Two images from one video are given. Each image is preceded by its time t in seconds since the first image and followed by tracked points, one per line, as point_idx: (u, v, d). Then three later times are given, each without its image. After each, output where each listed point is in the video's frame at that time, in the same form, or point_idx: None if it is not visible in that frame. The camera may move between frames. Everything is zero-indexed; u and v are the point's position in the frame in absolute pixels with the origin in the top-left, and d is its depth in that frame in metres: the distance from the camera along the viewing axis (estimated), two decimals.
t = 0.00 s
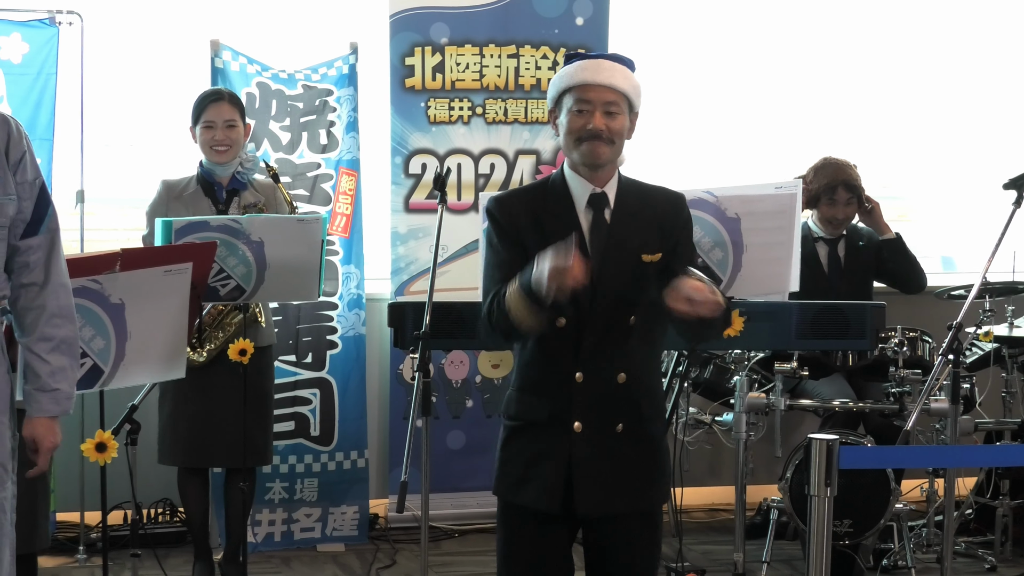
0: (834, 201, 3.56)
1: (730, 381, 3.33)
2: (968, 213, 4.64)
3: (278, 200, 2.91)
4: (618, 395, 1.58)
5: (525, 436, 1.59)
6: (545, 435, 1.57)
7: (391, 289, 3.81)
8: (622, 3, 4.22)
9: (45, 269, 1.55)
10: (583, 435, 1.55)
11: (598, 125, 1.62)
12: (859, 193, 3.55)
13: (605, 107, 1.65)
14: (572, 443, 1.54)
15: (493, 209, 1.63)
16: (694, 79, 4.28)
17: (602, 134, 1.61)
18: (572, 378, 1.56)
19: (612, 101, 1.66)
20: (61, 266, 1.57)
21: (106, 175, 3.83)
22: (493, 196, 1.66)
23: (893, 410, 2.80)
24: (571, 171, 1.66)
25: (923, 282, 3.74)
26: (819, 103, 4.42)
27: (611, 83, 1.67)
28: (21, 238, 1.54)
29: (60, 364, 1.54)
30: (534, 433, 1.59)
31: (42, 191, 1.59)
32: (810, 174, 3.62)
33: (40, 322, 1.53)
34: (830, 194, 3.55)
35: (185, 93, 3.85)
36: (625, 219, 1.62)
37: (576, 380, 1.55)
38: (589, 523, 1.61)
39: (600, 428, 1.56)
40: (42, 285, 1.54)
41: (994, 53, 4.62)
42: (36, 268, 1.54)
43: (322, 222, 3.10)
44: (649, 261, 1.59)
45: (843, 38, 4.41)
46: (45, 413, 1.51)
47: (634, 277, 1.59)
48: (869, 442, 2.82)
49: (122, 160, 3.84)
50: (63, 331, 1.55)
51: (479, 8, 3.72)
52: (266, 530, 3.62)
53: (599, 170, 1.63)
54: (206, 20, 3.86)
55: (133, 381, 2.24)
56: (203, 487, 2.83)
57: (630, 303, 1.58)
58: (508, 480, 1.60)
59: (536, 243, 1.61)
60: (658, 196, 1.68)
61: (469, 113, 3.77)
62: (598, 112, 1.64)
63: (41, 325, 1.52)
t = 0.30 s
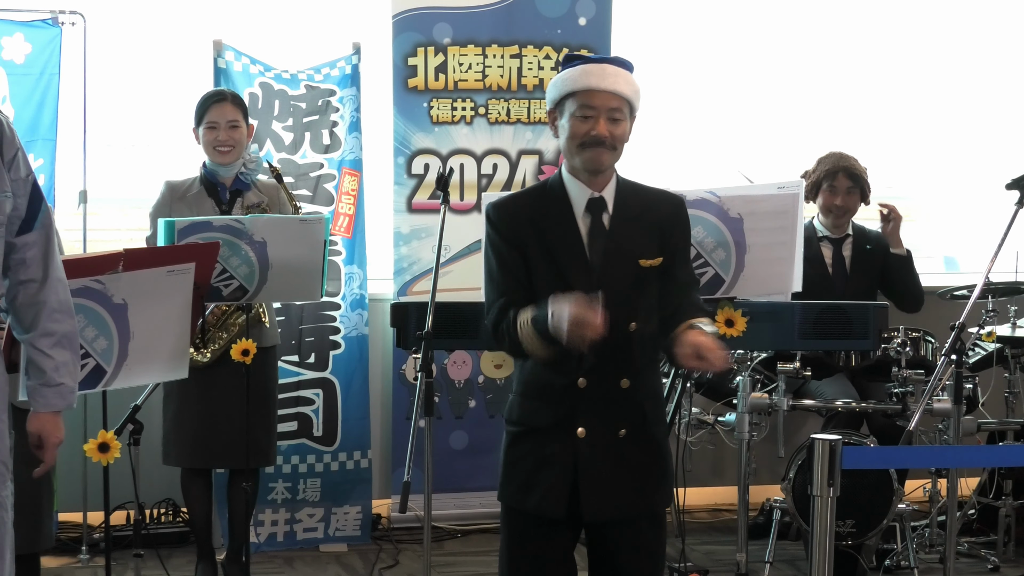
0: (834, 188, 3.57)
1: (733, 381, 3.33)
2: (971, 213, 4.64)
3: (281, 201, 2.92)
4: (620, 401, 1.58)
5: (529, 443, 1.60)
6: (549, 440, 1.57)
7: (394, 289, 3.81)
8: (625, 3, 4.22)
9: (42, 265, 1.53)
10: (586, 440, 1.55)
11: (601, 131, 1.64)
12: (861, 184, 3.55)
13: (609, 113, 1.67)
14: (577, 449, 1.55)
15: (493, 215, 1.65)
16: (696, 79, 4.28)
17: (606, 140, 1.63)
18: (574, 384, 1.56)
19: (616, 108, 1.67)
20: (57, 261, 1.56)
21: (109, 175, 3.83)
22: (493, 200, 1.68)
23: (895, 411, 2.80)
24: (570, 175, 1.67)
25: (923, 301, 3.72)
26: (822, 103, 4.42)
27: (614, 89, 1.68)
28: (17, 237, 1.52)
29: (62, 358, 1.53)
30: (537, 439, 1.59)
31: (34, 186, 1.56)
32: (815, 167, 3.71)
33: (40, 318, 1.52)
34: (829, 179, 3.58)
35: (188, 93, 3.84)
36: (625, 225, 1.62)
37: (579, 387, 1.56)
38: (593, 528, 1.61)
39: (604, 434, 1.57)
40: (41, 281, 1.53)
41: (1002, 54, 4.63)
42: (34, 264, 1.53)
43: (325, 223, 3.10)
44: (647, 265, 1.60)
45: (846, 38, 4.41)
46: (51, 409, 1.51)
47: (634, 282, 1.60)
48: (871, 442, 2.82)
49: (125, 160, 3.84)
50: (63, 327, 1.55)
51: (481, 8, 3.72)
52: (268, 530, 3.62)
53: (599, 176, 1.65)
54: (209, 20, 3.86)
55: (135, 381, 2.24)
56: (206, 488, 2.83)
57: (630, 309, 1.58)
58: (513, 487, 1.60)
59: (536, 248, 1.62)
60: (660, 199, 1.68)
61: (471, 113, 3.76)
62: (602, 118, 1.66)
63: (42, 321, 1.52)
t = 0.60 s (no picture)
0: (835, 179, 3.67)
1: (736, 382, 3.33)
2: (973, 214, 4.64)
3: (285, 200, 2.91)
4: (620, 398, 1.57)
5: (526, 440, 1.60)
6: (548, 438, 1.57)
7: (396, 289, 3.80)
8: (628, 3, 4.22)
9: (19, 261, 1.50)
10: (585, 438, 1.55)
11: (599, 133, 1.63)
12: (860, 172, 3.66)
13: (606, 113, 1.66)
14: (574, 446, 1.54)
15: (492, 213, 1.66)
16: (699, 79, 4.28)
17: (603, 141, 1.63)
18: (574, 381, 1.56)
19: (613, 107, 1.66)
20: (33, 256, 1.52)
21: (112, 175, 3.84)
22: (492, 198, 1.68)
23: (899, 411, 2.80)
24: (570, 174, 1.67)
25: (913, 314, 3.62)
26: (824, 103, 4.42)
27: (612, 89, 1.67)
28: None
29: (37, 356, 1.50)
30: (535, 437, 1.59)
31: (10, 182, 1.50)
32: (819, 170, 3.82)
33: (15, 314, 1.48)
34: (831, 171, 3.68)
35: (191, 93, 3.84)
36: (623, 223, 1.63)
37: (578, 383, 1.56)
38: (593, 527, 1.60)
39: (603, 431, 1.56)
40: (17, 278, 1.49)
41: (1004, 54, 4.62)
42: (11, 260, 1.49)
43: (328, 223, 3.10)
44: (646, 262, 1.61)
45: (848, 38, 4.41)
46: (23, 405, 1.47)
47: (633, 279, 1.61)
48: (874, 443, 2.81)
49: (128, 160, 3.84)
50: (39, 324, 1.51)
51: (485, 8, 3.72)
52: (271, 530, 3.61)
53: (599, 175, 1.65)
54: (212, 20, 3.86)
55: (138, 381, 2.24)
56: (209, 488, 2.83)
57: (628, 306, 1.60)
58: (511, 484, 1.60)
59: (534, 246, 1.62)
60: (658, 198, 1.69)
61: (474, 113, 3.77)
62: (599, 119, 1.65)
63: (17, 318, 1.48)
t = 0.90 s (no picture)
0: (844, 178, 3.69)
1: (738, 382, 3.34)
2: (975, 214, 4.64)
3: (286, 200, 2.92)
4: (619, 398, 1.57)
5: (526, 442, 1.60)
6: (547, 439, 1.57)
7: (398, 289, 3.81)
8: (629, 3, 4.22)
9: None
10: (586, 437, 1.55)
11: (594, 132, 1.63)
12: (872, 172, 3.68)
13: (601, 113, 1.65)
14: (575, 445, 1.55)
15: (488, 214, 1.65)
16: (701, 79, 4.28)
17: (599, 141, 1.62)
18: (574, 381, 1.56)
19: (608, 107, 1.66)
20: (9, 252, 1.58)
21: (114, 175, 3.84)
22: (488, 198, 1.68)
23: (900, 411, 2.81)
24: (567, 174, 1.67)
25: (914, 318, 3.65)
26: (826, 104, 4.42)
27: (607, 88, 1.67)
28: None
29: (18, 349, 1.57)
30: (535, 438, 1.59)
31: None
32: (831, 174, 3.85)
33: None
34: (841, 171, 3.72)
35: (193, 93, 3.84)
36: (620, 223, 1.64)
37: (578, 383, 1.55)
38: (596, 528, 1.60)
39: (603, 430, 1.56)
40: None
41: (1006, 54, 4.62)
42: None
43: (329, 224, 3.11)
44: (643, 262, 1.62)
45: (850, 38, 4.41)
46: (10, 399, 1.55)
47: (633, 280, 1.61)
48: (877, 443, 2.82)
49: (130, 160, 3.84)
50: (19, 318, 1.59)
51: (487, 8, 3.72)
52: (273, 530, 3.61)
53: (596, 175, 1.65)
54: (214, 20, 3.87)
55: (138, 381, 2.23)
56: (212, 488, 2.83)
57: (628, 305, 1.60)
58: (512, 486, 1.59)
59: (532, 247, 1.62)
60: (652, 200, 1.70)
61: (477, 113, 3.77)
62: (594, 119, 1.64)
63: None
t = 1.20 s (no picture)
0: (857, 183, 3.67)
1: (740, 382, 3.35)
2: (976, 214, 4.64)
3: (288, 200, 2.93)
4: (615, 394, 1.58)
5: (523, 439, 1.60)
6: (544, 434, 1.58)
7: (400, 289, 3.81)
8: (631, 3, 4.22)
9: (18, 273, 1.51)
10: (583, 432, 1.56)
11: (594, 133, 1.63)
12: (884, 178, 3.67)
13: (602, 114, 1.65)
14: (572, 440, 1.56)
15: (485, 212, 1.67)
16: (702, 79, 4.28)
17: (599, 142, 1.62)
18: (570, 376, 1.57)
19: (609, 108, 1.66)
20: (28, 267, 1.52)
21: (116, 175, 3.84)
22: (486, 196, 1.70)
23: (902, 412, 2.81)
24: (567, 174, 1.67)
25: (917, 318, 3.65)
26: (827, 103, 4.42)
27: (608, 89, 1.66)
28: None
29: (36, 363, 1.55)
30: (532, 434, 1.59)
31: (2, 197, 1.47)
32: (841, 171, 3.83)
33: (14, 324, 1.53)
34: (853, 175, 3.69)
35: (195, 93, 3.85)
36: (618, 221, 1.65)
37: (574, 378, 1.57)
38: (593, 524, 1.60)
39: (599, 425, 1.57)
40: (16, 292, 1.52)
41: (1007, 54, 4.62)
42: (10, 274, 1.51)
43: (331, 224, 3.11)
44: (643, 258, 1.62)
45: (852, 38, 4.41)
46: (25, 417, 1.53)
47: (630, 277, 1.62)
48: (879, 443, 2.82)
49: (132, 160, 3.85)
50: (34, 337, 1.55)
51: (489, 8, 3.72)
52: (275, 530, 3.61)
53: (595, 176, 1.65)
54: (216, 21, 3.87)
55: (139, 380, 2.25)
56: (214, 488, 2.84)
57: (624, 302, 1.61)
58: (508, 481, 1.60)
59: (528, 244, 1.63)
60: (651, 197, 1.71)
61: (478, 114, 3.77)
62: (595, 120, 1.64)
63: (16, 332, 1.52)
